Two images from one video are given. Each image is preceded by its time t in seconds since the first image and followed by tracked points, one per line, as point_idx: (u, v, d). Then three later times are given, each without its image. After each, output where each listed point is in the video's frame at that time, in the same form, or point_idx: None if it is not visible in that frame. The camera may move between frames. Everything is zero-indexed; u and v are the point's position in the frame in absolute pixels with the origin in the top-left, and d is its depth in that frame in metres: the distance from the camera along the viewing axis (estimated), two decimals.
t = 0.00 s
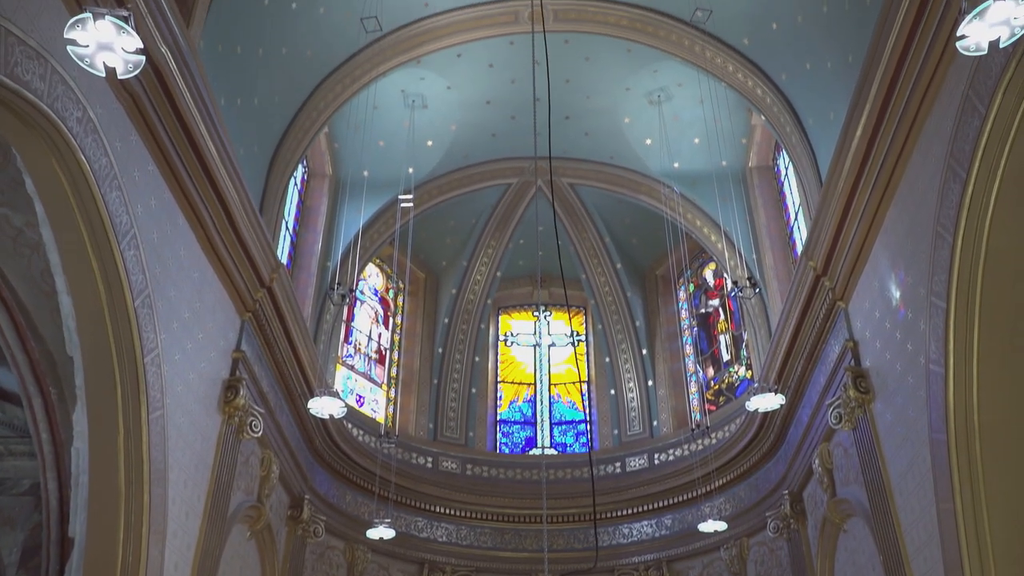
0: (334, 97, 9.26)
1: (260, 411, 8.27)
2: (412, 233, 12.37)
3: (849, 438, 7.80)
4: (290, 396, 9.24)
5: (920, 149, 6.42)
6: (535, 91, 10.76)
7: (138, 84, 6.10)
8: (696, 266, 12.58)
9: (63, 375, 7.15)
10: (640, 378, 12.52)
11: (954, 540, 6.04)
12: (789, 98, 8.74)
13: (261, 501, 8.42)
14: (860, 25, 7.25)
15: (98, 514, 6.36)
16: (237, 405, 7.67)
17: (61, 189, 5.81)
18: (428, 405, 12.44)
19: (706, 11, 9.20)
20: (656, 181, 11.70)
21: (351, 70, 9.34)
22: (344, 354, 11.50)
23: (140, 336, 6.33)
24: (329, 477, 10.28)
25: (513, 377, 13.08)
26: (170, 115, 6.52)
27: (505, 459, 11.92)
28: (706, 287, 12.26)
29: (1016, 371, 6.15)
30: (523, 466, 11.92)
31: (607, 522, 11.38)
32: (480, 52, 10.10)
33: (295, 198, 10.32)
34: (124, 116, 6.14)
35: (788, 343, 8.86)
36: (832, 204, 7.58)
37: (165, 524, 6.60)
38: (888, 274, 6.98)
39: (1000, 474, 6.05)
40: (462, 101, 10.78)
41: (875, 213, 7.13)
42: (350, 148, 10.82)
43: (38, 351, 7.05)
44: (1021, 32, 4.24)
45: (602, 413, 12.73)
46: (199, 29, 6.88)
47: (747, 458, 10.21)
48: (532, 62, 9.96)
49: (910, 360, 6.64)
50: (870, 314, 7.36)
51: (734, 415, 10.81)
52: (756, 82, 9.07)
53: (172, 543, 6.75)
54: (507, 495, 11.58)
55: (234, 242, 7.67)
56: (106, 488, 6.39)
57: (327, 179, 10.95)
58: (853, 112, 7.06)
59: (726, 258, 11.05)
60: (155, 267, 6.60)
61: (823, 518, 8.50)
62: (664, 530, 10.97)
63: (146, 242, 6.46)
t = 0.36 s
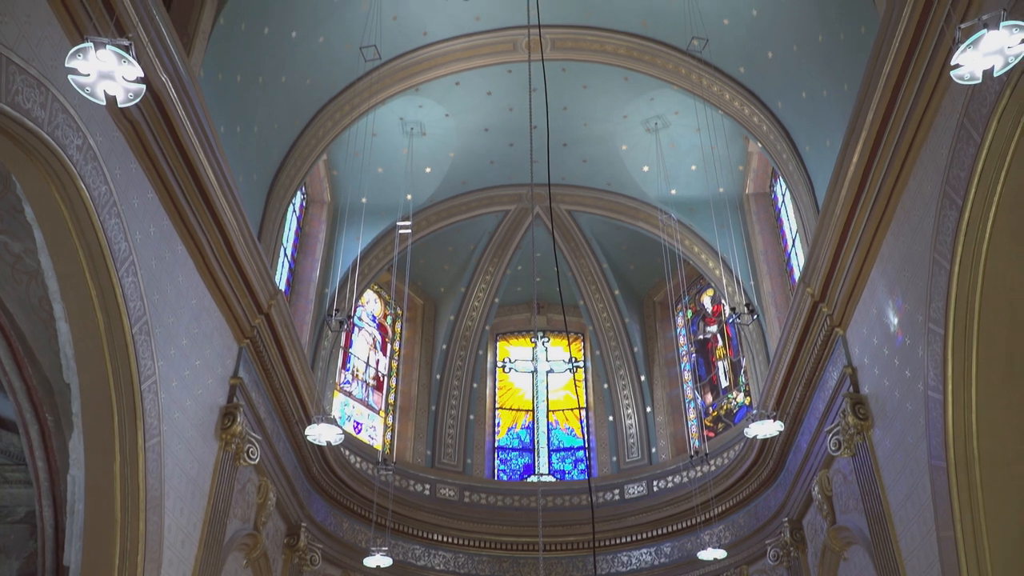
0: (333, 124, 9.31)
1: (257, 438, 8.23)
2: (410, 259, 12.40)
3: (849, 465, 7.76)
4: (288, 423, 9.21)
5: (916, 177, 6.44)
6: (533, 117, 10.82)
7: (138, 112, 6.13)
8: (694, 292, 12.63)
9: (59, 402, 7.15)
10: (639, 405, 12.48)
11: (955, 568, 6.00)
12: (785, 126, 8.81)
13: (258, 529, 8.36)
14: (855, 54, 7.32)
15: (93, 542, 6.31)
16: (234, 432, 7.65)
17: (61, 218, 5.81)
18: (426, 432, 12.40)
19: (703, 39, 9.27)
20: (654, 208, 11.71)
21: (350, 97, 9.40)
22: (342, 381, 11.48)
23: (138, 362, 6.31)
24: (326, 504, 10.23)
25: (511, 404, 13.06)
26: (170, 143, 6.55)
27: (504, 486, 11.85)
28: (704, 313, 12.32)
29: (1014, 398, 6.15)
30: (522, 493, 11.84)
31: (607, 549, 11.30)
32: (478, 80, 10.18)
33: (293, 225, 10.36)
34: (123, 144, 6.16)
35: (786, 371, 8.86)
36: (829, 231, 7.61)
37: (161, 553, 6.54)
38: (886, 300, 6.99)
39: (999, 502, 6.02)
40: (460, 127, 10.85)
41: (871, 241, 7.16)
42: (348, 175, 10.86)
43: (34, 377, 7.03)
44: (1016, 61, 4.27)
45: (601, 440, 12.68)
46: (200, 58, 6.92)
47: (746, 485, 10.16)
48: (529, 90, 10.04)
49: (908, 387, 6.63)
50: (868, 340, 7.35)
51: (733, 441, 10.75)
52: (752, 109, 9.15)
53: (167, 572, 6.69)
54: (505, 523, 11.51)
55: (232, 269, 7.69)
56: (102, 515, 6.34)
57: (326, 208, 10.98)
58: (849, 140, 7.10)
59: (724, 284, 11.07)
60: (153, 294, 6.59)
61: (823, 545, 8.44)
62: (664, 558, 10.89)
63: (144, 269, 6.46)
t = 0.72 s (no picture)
0: (331, 145, 9.35)
1: (253, 458, 8.20)
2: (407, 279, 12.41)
3: (847, 486, 7.73)
4: (284, 444, 9.18)
5: (912, 198, 6.47)
6: (530, 138, 10.87)
7: (138, 133, 6.16)
8: (692, 313, 12.62)
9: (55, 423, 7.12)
10: (637, 426, 12.47)
11: None
12: (782, 148, 8.85)
13: (253, 550, 8.30)
14: (850, 77, 7.37)
15: (87, 564, 6.26)
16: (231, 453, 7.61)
17: (59, 239, 5.81)
18: (423, 453, 12.35)
19: (700, 62, 9.34)
20: (652, 229, 11.76)
21: (349, 118, 9.45)
22: (339, 402, 11.45)
23: (134, 383, 6.29)
24: (322, 525, 10.19)
25: (509, 425, 13.03)
26: (169, 164, 6.57)
27: (501, 507, 11.76)
28: (702, 333, 12.30)
29: (1012, 420, 6.14)
30: (519, 514, 11.75)
31: (604, 571, 11.23)
32: (477, 101, 10.24)
33: (292, 245, 10.36)
34: (123, 164, 6.17)
35: (784, 392, 8.85)
36: (826, 253, 7.63)
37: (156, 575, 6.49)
38: (883, 321, 6.99)
39: (998, 525, 6.00)
40: (459, 148, 10.90)
41: (868, 262, 7.18)
42: (346, 195, 10.88)
43: (30, 397, 7.00)
44: (1010, 85, 4.30)
45: (599, 461, 12.65)
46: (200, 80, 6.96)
47: (745, 507, 10.11)
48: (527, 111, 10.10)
49: (907, 408, 6.62)
50: (866, 361, 7.35)
51: (731, 463, 10.69)
52: (748, 130, 9.20)
53: None
54: (502, 544, 11.43)
55: (230, 289, 7.69)
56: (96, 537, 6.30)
57: (324, 227, 10.98)
58: (845, 161, 7.14)
59: (722, 305, 11.08)
60: (150, 314, 6.58)
61: (822, 568, 8.40)
62: None
63: (141, 289, 6.45)
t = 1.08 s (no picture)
0: (329, 165, 9.38)
1: (248, 479, 8.16)
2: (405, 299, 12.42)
3: (845, 507, 7.70)
4: (280, 464, 9.15)
5: (908, 220, 6.49)
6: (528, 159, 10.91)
7: (137, 154, 6.17)
8: (689, 333, 12.61)
9: (50, 443, 7.09)
10: (634, 446, 12.43)
11: None
12: (778, 169, 8.90)
13: (248, 572, 8.25)
14: (845, 100, 7.42)
15: None
16: (227, 473, 7.58)
17: (56, 259, 5.81)
18: (420, 474, 12.32)
19: (696, 84, 9.40)
20: (649, 249, 11.81)
21: (347, 139, 9.49)
22: (336, 422, 11.41)
23: (130, 402, 6.26)
24: (318, 547, 10.15)
25: (506, 445, 12.98)
26: (168, 185, 6.59)
27: (498, 528, 11.68)
28: (699, 354, 12.28)
29: (1009, 442, 6.13)
30: (516, 535, 11.67)
31: None
32: (474, 122, 10.29)
33: (289, 265, 10.37)
34: (121, 184, 6.18)
35: (782, 413, 8.83)
36: (822, 273, 7.65)
37: None
38: (880, 342, 7.00)
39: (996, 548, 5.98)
40: (457, 169, 10.94)
41: (865, 283, 7.19)
42: (344, 215, 10.90)
43: (25, 417, 6.95)
44: (1004, 108, 4.33)
45: (596, 482, 12.60)
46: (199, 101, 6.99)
47: (743, 528, 10.06)
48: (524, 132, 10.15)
49: (904, 429, 6.61)
50: (863, 383, 7.34)
51: (729, 484, 10.63)
52: (745, 151, 9.25)
53: None
54: (498, 566, 11.35)
55: (227, 309, 7.68)
56: (90, 559, 6.25)
57: (321, 247, 10.97)
58: (841, 183, 7.17)
59: (719, 325, 11.09)
60: (147, 334, 6.57)
61: None
62: None
63: (138, 308, 6.44)
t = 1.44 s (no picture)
0: (327, 187, 9.40)
1: (244, 501, 8.10)
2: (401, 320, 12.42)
3: (844, 530, 7.66)
4: (276, 486, 9.11)
5: (904, 241, 6.51)
6: (525, 181, 10.95)
7: (135, 175, 6.18)
8: (686, 354, 12.60)
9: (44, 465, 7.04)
10: (632, 468, 12.38)
11: None
12: (774, 191, 8.94)
13: None
14: (840, 123, 7.47)
15: None
16: (222, 495, 7.54)
17: (53, 280, 5.80)
18: (416, 496, 12.26)
19: (692, 106, 9.46)
20: (646, 270, 11.84)
21: (345, 160, 9.52)
22: (332, 444, 11.35)
23: (125, 423, 6.23)
24: (313, 570, 10.10)
25: (503, 467, 12.96)
26: (165, 206, 6.59)
27: (495, 551, 11.61)
28: (696, 375, 12.25)
29: (1007, 464, 6.13)
30: (512, 559, 11.60)
31: None
32: (471, 144, 10.33)
33: (286, 286, 10.37)
34: (119, 206, 6.18)
35: (779, 434, 8.81)
36: (819, 295, 7.66)
37: None
38: (877, 364, 7.00)
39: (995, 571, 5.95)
40: (454, 190, 10.98)
41: (861, 305, 7.21)
42: (341, 236, 10.92)
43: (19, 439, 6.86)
44: (997, 130, 4.36)
45: (593, 505, 12.52)
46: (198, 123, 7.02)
47: (741, 550, 10.02)
48: (521, 154, 10.19)
49: (902, 451, 6.59)
50: (861, 404, 7.34)
51: (726, 506, 10.59)
52: (741, 173, 9.29)
53: None
54: None
55: (224, 330, 7.68)
56: None
57: (318, 268, 11.02)
58: (837, 205, 7.20)
59: (716, 346, 11.11)
60: (143, 355, 6.55)
61: None
62: None
63: (135, 330, 6.43)
